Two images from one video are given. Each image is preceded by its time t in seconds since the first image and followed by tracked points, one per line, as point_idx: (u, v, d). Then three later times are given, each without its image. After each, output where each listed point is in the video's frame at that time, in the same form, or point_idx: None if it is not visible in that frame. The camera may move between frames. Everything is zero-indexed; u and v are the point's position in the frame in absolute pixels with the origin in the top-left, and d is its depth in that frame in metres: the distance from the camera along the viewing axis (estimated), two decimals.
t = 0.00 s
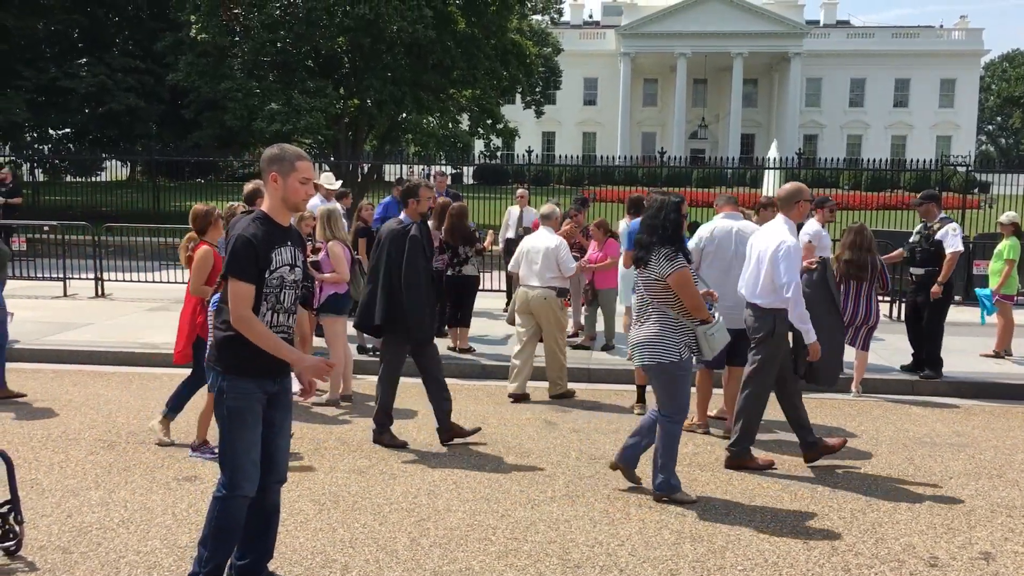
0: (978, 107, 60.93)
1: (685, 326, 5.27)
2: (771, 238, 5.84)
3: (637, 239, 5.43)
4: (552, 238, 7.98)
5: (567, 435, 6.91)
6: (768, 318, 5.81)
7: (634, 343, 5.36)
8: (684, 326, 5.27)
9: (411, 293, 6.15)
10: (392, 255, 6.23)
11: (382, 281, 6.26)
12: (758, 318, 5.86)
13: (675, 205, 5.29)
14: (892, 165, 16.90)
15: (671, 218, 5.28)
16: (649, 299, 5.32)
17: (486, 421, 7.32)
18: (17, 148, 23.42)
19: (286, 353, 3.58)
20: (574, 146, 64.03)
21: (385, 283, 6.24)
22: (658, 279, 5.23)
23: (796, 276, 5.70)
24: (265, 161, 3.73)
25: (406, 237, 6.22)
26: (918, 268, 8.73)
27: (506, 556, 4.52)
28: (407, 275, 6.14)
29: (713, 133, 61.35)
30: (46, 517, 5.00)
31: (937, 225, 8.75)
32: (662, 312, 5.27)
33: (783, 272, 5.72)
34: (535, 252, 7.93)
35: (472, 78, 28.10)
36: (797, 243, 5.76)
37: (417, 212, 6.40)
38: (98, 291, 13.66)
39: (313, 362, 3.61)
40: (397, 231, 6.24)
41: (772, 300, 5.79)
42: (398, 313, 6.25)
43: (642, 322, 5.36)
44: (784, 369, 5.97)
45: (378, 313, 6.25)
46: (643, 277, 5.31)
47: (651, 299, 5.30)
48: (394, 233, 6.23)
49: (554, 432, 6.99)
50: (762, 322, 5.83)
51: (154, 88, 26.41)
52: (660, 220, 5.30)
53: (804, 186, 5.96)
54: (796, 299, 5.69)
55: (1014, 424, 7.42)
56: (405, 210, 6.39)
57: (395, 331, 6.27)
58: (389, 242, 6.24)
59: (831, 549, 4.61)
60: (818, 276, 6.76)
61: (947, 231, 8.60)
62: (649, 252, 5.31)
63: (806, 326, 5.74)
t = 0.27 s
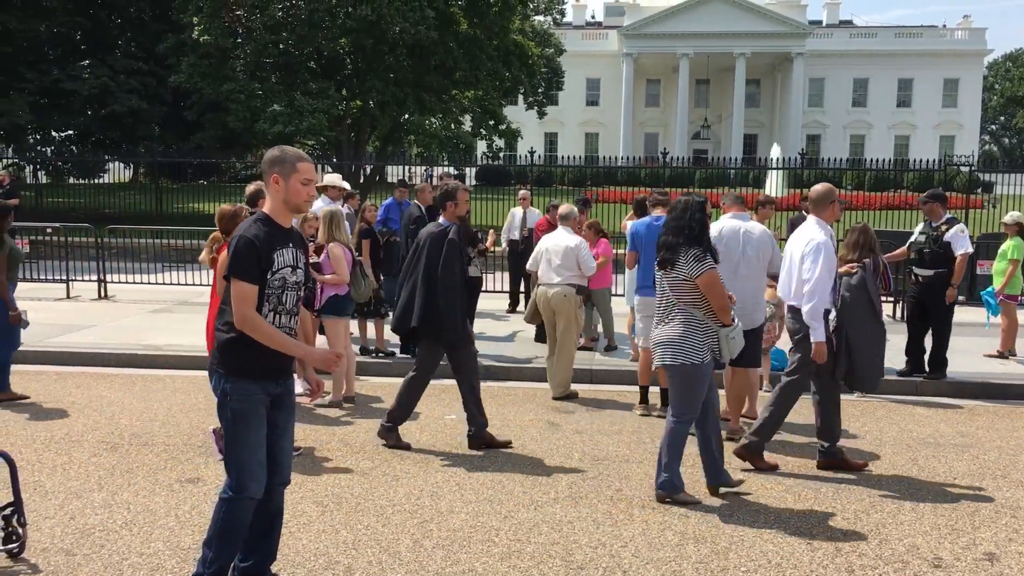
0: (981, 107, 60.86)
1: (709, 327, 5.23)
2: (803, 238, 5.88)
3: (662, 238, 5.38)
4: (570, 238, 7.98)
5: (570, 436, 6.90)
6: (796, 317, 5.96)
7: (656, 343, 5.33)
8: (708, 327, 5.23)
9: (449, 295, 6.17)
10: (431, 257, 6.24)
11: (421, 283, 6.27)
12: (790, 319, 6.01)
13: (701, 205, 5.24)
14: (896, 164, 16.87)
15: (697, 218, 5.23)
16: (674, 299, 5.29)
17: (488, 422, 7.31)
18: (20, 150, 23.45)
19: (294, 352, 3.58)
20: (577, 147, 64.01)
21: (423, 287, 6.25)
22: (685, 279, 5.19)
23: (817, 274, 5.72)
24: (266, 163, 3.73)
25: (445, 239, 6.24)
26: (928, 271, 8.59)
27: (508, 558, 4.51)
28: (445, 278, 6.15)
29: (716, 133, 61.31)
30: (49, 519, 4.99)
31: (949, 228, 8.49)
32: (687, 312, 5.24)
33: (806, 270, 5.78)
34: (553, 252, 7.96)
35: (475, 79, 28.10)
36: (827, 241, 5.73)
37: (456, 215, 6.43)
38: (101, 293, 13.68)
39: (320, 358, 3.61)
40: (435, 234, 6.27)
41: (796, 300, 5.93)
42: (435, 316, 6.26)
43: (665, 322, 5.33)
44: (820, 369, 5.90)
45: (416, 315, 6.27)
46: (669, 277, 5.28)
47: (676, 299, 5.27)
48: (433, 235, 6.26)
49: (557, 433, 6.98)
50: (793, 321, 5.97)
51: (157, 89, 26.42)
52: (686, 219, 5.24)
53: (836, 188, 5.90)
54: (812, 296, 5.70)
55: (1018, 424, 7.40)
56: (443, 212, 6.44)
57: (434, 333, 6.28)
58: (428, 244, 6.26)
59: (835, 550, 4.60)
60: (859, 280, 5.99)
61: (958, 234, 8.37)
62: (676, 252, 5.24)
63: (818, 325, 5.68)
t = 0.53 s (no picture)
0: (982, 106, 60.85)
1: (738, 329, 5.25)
2: (833, 232, 5.72)
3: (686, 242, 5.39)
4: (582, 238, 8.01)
5: (571, 435, 6.91)
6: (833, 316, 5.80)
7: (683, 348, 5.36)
8: (738, 329, 5.24)
9: (490, 291, 6.15)
10: (465, 253, 6.17)
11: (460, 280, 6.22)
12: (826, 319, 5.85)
13: (725, 209, 5.22)
14: (897, 164, 16.87)
15: (721, 222, 5.21)
16: (703, 304, 5.29)
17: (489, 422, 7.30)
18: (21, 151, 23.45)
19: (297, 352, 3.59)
20: (578, 147, 64.00)
21: (463, 284, 6.19)
22: (714, 283, 5.21)
23: (848, 267, 5.58)
24: (265, 163, 3.73)
25: (480, 235, 6.19)
26: (928, 271, 8.54)
27: (509, 558, 4.51)
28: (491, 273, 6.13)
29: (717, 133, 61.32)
30: (50, 519, 5.00)
31: (945, 227, 8.45)
32: (716, 315, 5.25)
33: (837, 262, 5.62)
34: (564, 251, 8.01)
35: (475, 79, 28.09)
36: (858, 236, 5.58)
37: (490, 212, 6.46)
38: (102, 293, 13.69)
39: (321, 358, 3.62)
40: (468, 230, 6.23)
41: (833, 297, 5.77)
42: (479, 309, 6.16)
43: (693, 327, 5.36)
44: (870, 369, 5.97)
45: (461, 314, 6.20)
46: (695, 282, 5.29)
47: (705, 304, 5.27)
48: (467, 232, 6.22)
49: (557, 432, 6.98)
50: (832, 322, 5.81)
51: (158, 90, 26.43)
52: (709, 224, 5.24)
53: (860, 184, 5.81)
54: (840, 289, 5.57)
55: (1018, 424, 7.40)
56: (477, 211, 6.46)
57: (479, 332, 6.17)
58: (461, 242, 6.20)
59: (836, 549, 4.60)
60: (887, 274, 6.55)
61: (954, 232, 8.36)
62: (701, 256, 5.27)
63: (846, 319, 5.58)
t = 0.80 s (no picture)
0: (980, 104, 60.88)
1: (761, 319, 5.34)
2: (863, 232, 5.71)
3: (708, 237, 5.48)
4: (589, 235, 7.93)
5: (569, 433, 6.91)
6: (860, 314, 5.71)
7: (709, 344, 5.42)
8: (756, 321, 5.32)
9: (514, 288, 6.18)
10: (493, 253, 6.26)
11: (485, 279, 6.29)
12: (852, 316, 5.74)
13: (750, 204, 5.32)
14: (894, 162, 16.88)
15: (745, 216, 5.32)
16: (724, 298, 5.36)
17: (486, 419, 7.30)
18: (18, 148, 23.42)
19: (289, 355, 3.58)
20: (576, 144, 64.00)
21: (490, 282, 6.26)
22: (733, 275, 5.29)
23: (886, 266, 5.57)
24: (262, 160, 3.74)
25: (506, 235, 6.26)
26: (925, 269, 8.58)
27: (507, 555, 4.51)
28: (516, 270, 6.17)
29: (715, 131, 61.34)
30: (48, 517, 5.00)
31: (937, 224, 8.44)
32: (737, 309, 5.32)
33: (873, 262, 5.60)
34: (571, 249, 7.92)
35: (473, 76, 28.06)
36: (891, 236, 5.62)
37: (517, 211, 6.42)
38: (100, 290, 13.67)
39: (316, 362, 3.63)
40: (496, 230, 6.30)
41: (864, 295, 5.70)
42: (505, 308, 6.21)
43: (715, 321, 5.42)
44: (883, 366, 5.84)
45: (489, 314, 6.25)
46: (715, 275, 5.38)
47: (726, 297, 5.34)
48: (494, 232, 6.29)
49: (555, 430, 6.99)
50: (858, 320, 5.71)
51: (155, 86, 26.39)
52: (732, 217, 5.34)
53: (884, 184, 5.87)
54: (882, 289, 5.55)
55: (1015, 421, 7.41)
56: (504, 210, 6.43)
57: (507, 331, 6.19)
58: (488, 242, 6.29)
59: (834, 547, 4.60)
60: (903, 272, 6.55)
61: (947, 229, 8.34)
62: (721, 247, 5.38)
63: (889, 318, 5.58)
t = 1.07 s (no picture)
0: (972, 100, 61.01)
1: (769, 310, 5.33)
2: (898, 234, 5.72)
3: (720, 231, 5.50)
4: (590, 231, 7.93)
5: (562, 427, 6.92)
6: (886, 314, 5.74)
7: (723, 337, 5.40)
8: (766, 313, 5.31)
9: (544, 289, 6.16)
10: (523, 253, 6.18)
11: (514, 279, 6.19)
12: (876, 316, 5.78)
13: (766, 198, 5.33)
14: (887, 157, 16.91)
15: (764, 211, 5.32)
16: (733, 290, 5.36)
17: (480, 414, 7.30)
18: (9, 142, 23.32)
19: (268, 356, 3.56)
20: (570, 139, 63.97)
21: (517, 282, 6.17)
22: (740, 267, 5.29)
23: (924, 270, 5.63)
24: (256, 154, 3.72)
25: (538, 236, 6.20)
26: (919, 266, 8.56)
27: (501, 549, 4.52)
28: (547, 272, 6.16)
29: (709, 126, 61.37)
30: (40, 511, 4.99)
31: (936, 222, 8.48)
32: (745, 300, 5.31)
33: (911, 264, 5.64)
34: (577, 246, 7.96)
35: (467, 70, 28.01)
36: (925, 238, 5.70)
37: (547, 210, 6.41)
38: (93, 284, 13.64)
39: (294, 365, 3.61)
40: (526, 230, 6.22)
41: (897, 296, 5.71)
42: (532, 309, 6.16)
43: (726, 315, 5.42)
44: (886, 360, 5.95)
45: (518, 313, 6.18)
46: (726, 267, 5.38)
47: (734, 289, 5.34)
48: (526, 231, 6.21)
49: (549, 424, 6.99)
50: (884, 319, 5.76)
51: (148, 80, 26.29)
52: (746, 210, 5.35)
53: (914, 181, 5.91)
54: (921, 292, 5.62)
55: (1007, 416, 7.44)
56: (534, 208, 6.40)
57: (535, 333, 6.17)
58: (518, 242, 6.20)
59: (826, 541, 4.62)
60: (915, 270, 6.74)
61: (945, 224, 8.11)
62: (733, 238, 5.39)
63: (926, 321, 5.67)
